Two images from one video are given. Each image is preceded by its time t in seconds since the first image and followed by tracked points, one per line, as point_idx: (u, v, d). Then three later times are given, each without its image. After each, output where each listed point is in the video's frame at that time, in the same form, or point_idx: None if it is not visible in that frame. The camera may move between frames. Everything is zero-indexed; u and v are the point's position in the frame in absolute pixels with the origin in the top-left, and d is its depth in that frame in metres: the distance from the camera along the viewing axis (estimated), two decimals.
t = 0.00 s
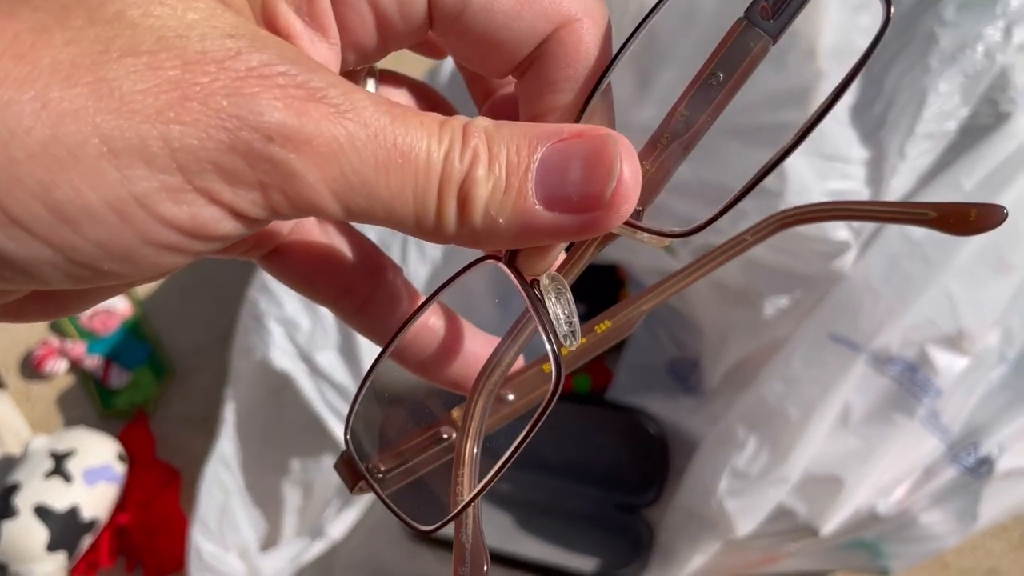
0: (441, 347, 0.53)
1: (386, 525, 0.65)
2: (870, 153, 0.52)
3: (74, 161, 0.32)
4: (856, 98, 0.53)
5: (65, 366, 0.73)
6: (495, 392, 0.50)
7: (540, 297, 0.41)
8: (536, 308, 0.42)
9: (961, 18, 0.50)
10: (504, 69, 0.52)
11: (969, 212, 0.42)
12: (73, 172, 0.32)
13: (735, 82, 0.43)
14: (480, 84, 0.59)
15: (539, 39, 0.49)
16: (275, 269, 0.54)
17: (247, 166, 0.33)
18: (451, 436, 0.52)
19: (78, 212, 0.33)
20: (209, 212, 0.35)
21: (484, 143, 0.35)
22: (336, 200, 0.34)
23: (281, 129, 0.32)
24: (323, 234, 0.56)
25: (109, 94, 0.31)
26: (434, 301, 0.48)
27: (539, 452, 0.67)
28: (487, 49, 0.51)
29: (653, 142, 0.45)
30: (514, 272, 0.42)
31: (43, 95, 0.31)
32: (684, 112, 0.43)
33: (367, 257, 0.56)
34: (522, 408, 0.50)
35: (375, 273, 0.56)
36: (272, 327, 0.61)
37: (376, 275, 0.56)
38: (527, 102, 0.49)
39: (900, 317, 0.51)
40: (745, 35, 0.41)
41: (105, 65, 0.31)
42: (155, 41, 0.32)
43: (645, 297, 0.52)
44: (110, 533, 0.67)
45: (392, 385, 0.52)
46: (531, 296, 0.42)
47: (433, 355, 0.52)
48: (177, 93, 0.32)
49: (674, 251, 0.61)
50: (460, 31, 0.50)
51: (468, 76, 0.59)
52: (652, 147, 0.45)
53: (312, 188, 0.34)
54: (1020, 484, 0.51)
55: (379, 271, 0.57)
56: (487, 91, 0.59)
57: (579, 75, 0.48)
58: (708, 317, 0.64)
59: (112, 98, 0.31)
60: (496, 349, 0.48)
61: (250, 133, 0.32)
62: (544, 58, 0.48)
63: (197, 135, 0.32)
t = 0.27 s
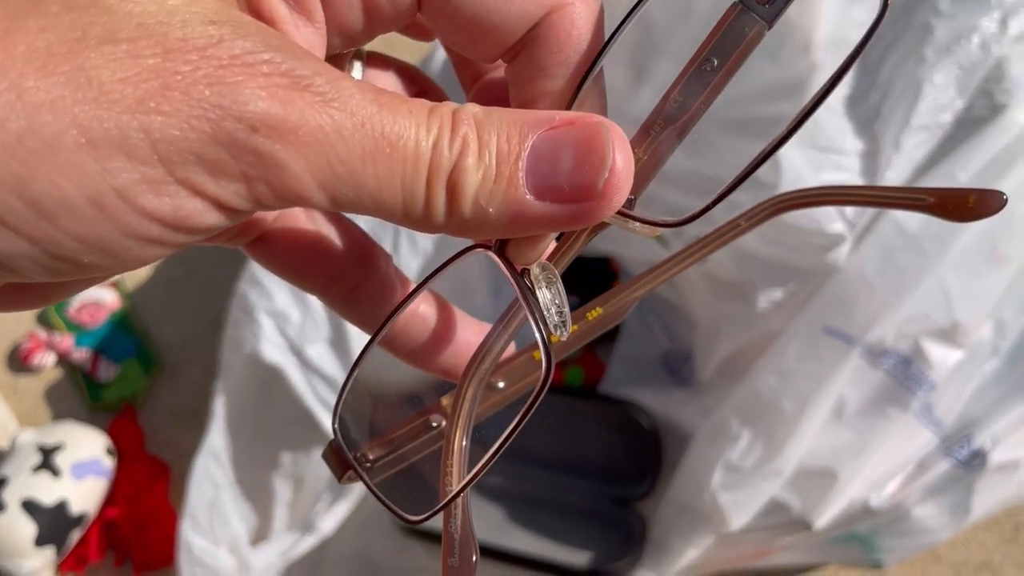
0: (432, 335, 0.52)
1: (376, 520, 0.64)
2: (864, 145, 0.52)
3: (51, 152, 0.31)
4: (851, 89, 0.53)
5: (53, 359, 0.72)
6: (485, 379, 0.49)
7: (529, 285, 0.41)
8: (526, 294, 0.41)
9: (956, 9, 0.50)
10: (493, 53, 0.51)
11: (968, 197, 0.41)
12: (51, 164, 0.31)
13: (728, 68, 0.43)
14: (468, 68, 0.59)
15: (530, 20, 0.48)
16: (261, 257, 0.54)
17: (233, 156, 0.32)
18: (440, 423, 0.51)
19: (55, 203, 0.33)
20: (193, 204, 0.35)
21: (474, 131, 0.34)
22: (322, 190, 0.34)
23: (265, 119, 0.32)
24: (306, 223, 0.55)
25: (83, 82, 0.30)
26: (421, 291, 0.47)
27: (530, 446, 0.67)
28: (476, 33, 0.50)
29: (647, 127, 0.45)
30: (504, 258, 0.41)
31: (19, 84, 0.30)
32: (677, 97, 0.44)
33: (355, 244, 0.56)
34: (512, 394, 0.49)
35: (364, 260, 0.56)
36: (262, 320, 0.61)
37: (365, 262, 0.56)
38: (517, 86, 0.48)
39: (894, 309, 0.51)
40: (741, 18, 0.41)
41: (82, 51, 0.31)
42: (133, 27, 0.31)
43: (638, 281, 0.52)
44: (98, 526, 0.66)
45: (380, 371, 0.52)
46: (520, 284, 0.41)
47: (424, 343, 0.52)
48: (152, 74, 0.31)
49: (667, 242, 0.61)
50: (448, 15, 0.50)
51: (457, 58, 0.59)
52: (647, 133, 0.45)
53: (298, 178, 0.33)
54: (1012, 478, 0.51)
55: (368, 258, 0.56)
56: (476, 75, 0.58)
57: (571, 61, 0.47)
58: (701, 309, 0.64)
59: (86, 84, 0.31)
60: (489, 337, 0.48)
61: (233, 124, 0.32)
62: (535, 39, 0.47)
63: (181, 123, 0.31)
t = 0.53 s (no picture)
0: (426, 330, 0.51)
1: (368, 522, 0.63)
2: (870, 138, 0.50)
3: (2, 141, 0.30)
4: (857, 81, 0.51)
5: (37, 355, 0.70)
6: (484, 377, 0.48)
7: (533, 278, 0.39)
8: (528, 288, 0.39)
9: None
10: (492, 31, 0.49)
11: (998, 184, 0.39)
12: (6, 153, 0.30)
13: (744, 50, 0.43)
14: (462, 45, 0.57)
15: None
16: (245, 249, 0.51)
17: (213, 145, 0.31)
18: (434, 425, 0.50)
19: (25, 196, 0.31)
20: (167, 198, 0.33)
21: (474, 115, 0.32)
22: (312, 179, 0.32)
23: (243, 102, 0.30)
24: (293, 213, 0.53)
25: (56, 75, 0.29)
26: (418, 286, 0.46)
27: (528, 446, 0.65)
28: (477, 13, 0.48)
29: (657, 110, 0.43)
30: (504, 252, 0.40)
31: None
32: (691, 78, 0.43)
33: (345, 232, 0.54)
34: (511, 392, 0.47)
35: (355, 250, 0.54)
36: (250, 317, 0.59)
37: (357, 253, 0.54)
38: (521, 65, 0.47)
39: (899, 305, 0.50)
40: None
41: (53, 40, 0.29)
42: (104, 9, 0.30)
43: (639, 276, 0.51)
44: (84, 528, 0.65)
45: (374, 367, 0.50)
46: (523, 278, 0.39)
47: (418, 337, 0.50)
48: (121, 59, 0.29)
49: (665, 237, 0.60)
50: None
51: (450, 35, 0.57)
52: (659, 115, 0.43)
53: (282, 166, 0.31)
54: (1016, 476, 0.50)
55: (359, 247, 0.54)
56: (471, 53, 0.57)
57: (580, 37, 0.45)
58: (700, 306, 0.62)
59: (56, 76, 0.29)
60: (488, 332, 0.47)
61: (206, 108, 0.30)
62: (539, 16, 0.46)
63: (153, 110, 0.30)
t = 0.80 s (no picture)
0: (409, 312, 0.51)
1: (361, 510, 0.63)
2: (862, 128, 0.50)
3: None
4: (849, 71, 0.51)
5: (27, 347, 0.70)
6: (466, 358, 0.47)
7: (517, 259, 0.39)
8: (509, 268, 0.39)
9: None
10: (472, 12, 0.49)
11: (976, 164, 0.40)
12: None
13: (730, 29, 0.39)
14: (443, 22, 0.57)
15: None
16: (229, 232, 0.51)
17: (196, 134, 0.30)
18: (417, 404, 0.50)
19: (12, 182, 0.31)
20: (148, 184, 0.33)
21: (457, 100, 0.32)
22: (294, 165, 0.32)
23: (223, 90, 0.30)
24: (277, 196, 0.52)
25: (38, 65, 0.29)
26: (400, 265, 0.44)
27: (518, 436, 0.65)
28: None
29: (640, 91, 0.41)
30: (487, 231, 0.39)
31: None
32: (675, 59, 0.40)
33: (330, 215, 0.54)
34: (494, 371, 0.48)
35: (338, 231, 0.54)
36: (241, 308, 0.59)
37: (340, 234, 0.54)
38: (501, 45, 0.46)
39: (891, 296, 0.50)
40: None
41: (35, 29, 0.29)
42: None
43: (621, 255, 0.50)
44: (75, 520, 0.65)
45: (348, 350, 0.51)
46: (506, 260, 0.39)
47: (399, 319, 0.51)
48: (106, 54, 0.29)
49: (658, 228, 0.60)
50: None
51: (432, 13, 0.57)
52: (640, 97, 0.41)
53: (263, 153, 0.31)
54: (1006, 468, 0.50)
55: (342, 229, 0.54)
56: (452, 29, 0.57)
57: (563, 17, 0.43)
58: (693, 298, 0.63)
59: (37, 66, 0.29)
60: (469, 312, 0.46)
61: (186, 96, 0.29)
62: None
63: (135, 101, 0.29)
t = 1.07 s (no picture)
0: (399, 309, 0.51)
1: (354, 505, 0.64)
2: (851, 124, 0.50)
3: None
4: (836, 70, 0.51)
5: (18, 342, 0.70)
6: (455, 355, 0.47)
7: (501, 260, 0.39)
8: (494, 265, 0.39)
9: None
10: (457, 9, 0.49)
11: (957, 165, 0.40)
12: None
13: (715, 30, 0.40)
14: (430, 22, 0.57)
15: None
16: (219, 231, 0.51)
17: (182, 131, 0.30)
18: (407, 401, 0.50)
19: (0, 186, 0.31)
20: (137, 186, 0.33)
21: (444, 102, 0.32)
22: (282, 167, 0.32)
23: (211, 94, 0.30)
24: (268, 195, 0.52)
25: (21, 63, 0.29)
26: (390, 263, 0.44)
27: (509, 430, 0.65)
28: None
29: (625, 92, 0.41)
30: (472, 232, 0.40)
31: None
32: (660, 58, 0.40)
33: (321, 215, 0.54)
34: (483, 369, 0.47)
35: (327, 231, 0.54)
36: (233, 304, 0.59)
37: (329, 233, 0.54)
38: (488, 47, 0.46)
39: (881, 292, 0.50)
40: None
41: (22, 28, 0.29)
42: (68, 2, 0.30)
43: (606, 256, 0.50)
44: (67, 515, 0.65)
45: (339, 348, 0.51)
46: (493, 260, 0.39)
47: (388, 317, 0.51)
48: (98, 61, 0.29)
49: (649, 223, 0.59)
50: None
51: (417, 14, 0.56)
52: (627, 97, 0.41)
53: (251, 155, 0.31)
54: (994, 460, 0.53)
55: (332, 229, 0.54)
56: (440, 32, 0.57)
57: (547, 20, 0.43)
58: (683, 294, 0.62)
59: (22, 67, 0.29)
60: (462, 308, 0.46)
61: (174, 100, 0.30)
62: None
63: (122, 104, 0.30)
